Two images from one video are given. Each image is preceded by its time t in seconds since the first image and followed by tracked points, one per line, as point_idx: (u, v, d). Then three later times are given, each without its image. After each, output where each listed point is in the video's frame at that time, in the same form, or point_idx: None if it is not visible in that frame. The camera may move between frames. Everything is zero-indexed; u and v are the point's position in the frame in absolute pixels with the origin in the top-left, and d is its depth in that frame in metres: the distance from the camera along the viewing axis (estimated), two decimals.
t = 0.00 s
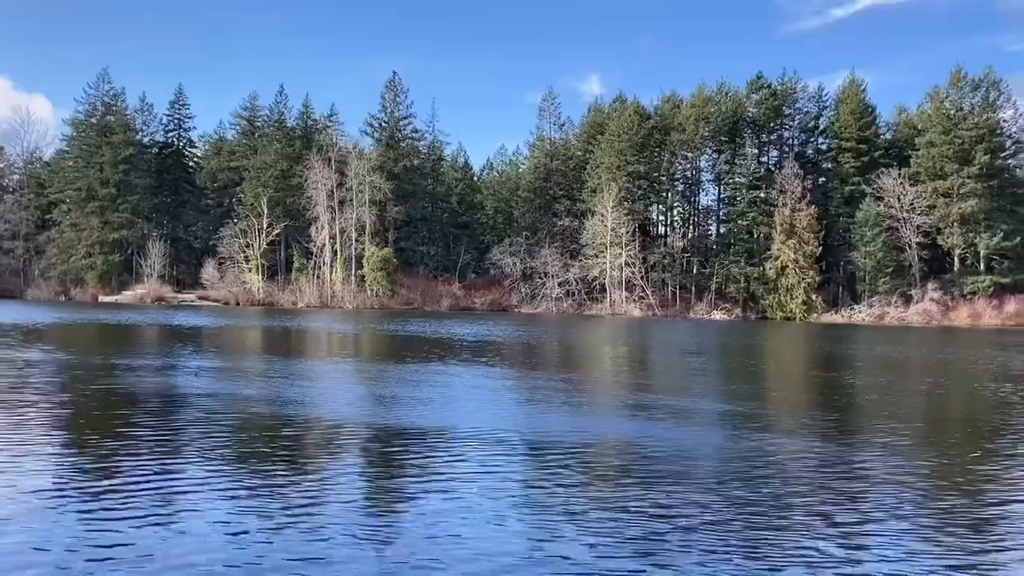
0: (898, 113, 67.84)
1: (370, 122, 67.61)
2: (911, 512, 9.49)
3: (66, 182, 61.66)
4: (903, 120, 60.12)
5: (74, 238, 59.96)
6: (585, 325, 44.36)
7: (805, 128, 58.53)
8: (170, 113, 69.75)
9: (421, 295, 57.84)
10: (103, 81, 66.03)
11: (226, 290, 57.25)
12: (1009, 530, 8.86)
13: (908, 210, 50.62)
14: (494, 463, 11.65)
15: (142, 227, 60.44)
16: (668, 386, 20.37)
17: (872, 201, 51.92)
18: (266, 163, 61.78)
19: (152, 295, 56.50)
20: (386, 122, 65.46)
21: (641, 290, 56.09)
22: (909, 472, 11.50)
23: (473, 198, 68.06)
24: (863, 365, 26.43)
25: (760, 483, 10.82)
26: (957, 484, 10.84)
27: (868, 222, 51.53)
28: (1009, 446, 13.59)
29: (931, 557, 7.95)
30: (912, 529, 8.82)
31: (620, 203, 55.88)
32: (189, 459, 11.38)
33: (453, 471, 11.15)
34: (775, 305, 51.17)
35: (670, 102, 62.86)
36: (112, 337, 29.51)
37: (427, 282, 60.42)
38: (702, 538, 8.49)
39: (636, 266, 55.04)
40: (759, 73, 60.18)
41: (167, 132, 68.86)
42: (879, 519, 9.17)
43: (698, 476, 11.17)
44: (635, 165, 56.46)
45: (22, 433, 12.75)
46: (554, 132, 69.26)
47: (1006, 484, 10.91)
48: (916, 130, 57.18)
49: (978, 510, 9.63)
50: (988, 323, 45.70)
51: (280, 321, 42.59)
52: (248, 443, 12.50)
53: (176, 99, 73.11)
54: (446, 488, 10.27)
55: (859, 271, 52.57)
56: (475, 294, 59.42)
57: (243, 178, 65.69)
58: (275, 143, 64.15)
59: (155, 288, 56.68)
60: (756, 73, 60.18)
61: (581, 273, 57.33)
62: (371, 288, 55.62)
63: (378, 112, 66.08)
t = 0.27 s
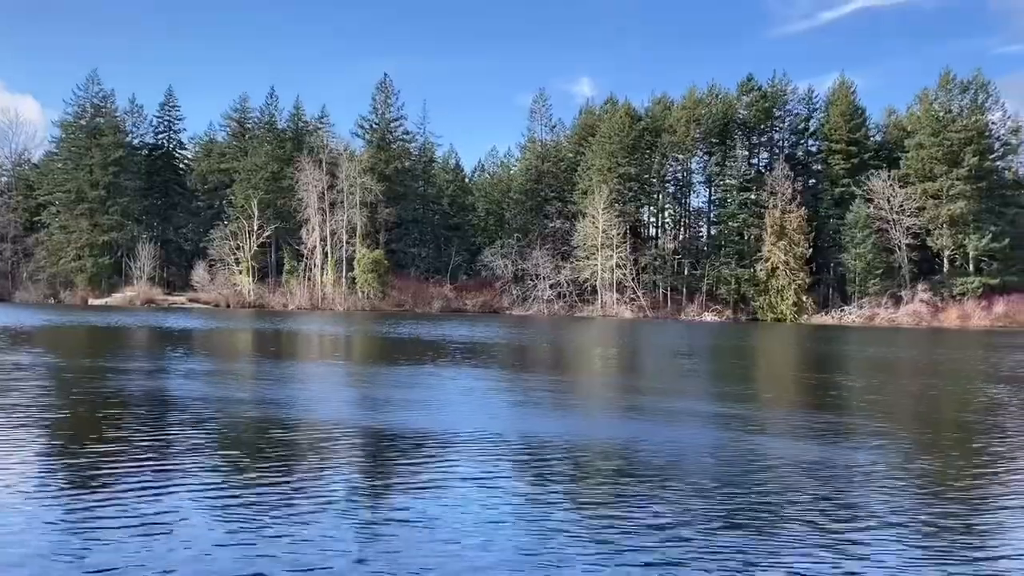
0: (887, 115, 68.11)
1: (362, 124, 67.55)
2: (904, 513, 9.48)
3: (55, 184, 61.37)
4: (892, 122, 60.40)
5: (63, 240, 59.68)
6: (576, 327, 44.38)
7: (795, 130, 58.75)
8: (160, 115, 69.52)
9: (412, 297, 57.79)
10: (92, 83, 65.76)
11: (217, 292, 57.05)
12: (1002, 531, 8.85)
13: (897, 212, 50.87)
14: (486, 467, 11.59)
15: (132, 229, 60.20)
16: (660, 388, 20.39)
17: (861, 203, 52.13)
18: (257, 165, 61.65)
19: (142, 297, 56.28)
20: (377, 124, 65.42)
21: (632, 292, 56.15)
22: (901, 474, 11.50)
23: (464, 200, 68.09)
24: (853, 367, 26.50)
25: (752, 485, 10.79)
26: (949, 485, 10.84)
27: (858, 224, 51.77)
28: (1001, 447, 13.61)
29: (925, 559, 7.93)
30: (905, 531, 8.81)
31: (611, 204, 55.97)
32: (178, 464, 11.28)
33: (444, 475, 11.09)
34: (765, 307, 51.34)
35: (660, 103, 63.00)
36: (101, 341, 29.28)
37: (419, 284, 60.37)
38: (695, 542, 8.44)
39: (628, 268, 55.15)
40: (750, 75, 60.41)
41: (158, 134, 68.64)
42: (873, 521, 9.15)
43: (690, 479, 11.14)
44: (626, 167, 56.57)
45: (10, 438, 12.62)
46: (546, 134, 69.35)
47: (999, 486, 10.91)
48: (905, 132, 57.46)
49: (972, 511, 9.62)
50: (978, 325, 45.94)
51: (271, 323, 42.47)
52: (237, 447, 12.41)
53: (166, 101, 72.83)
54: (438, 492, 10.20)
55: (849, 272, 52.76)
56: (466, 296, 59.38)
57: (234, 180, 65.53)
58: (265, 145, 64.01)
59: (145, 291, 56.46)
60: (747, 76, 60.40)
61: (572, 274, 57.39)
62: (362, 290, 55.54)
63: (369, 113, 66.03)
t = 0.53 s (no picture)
0: (876, 117, 68.42)
1: (353, 127, 67.49)
2: (892, 513, 9.59)
3: (44, 187, 61.10)
4: (882, 125, 60.68)
5: (52, 243, 59.42)
6: (567, 329, 44.40)
7: (785, 132, 58.96)
8: (151, 117, 69.31)
9: (404, 299, 57.71)
10: (81, 85, 65.49)
11: (207, 295, 56.86)
12: (987, 531, 8.97)
13: (887, 214, 51.09)
14: (478, 469, 11.64)
15: (122, 232, 59.97)
16: (652, 390, 20.44)
17: (851, 205, 52.31)
18: (248, 168, 61.51)
19: (132, 300, 56.05)
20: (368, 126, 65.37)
21: (624, 294, 56.16)
22: (889, 474, 11.61)
23: (456, 202, 68.10)
24: (842, 368, 26.63)
25: (742, 487, 10.88)
26: (937, 486, 10.95)
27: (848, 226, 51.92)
28: (988, 448, 13.74)
29: (912, 558, 8.03)
30: (893, 531, 8.92)
31: (602, 207, 56.05)
32: (170, 468, 11.29)
33: (436, 477, 11.14)
34: (756, 308, 51.47)
35: (651, 106, 63.13)
36: (91, 344, 29.15)
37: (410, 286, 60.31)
38: (685, 542, 8.52)
39: (619, 270, 55.22)
40: (740, 78, 60.62)
41: (148, 136, 68.42)
42: (861, 521, 9.26)
43: (681, 480, 11.23)
44: (617, 169, 56.67)
45: None
46: (537, 136, 69.45)
47: (986, 486, 11.03)
48: (895, 135, 57.77)
49: (958, 511, 9.74)
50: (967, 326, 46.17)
51: (262, 326, 42.35)
52: (229, 451, 12.43)
53: (156, 103, 72.57)
54: (429, 496, 10.21)
55: (839, 274, 52.97)
56: (458, 298, 59.32)
57: (225, 183, 65.38)
58: (256, 147, 63.89)
59: (135, 293, 56.24)
60: (737, 79, 60.61)
61: (563, 277, 57.44)
62: (353, 292, 55.43)
63: (361, 116, 65.97)
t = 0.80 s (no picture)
0: (866, 120, 68.71)
1: (344, 129, 67.39)
2: (886, 517, 9.55)
3: (33, 189, 60.77)
4: (871, 127, 60.94)
5: (41, 246, 59.11)
6: (559, 332, 44.37)
7: (776, 135, 59.13)
8: (140, 119, 69.03)
9: (395, 301, 57.61)
10: (70, 87, 65.18)
11: (197, 297, 56.59)
12: (982, 534, 8.93)
13: (877, 216, 51.29)
14: (470, 473, 11.57)
15: (111, 235, 59.68)
16: (644, 392, 20.46)
17: (842, 208, 52.44)
18: (238, 170, 61.33)
19: (122, 303, 55.76)
20: (359, 129, 65.29)
21: (615, 296, 56.16)
22: (882, 477, 11.58)
23: (447, 204, 68.07)
24: (833, 370, 26.69)
25: (735, 490, 10.83)
26: (930, 488, 10.93)
27: (838, 228, 51.93)
28: (977, 448, 13.84)
29: (907, 562, 7.99)
30: (887, 534, 8.88)
31: (594, 209, 56.09)
32: (159, 472, 11.18)
33: (427, 481, 11.06)
34: (747, 311, 51.61)
35: (642, 109, 63.23)
36: (80, 347, 28.96)
37: (402, 289, 60.17)
38: (679, 546, 8.46)
39: (610, 272, 55.27)
40: (731, 81, 60.80)
41: (138, 138, 68.13)
42: (855, 525, 9.22)
43: (673, 483, 11.18)
44: (608, 172, 56.73)
45: None
46: (529, 139, 69.51)
47: (979, 488, 11.01)
48: (884, 138, 58.04)
49: (951, 514, 9.72)
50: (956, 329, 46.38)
51: (252, 329, 42.16)
52: (218, 455, 12.31)
53: (146, 105, 72.26)
54: (421, 498, 10.20)
55: (829, 276, 53.09)
56: (449, 300, 59.23)
57: (215, 185, 65.19)
58: (247, 150, 63.71)
59: (125, 296, 55.96)
60: (728, 82, 60.78)
61: (555, 279, 57.44)
62: (344, 295, 55.29)
63: (352, 118, 65.88)
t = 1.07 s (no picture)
0: (856, 123, 69.04)
1: (335, 131, 67.30)
2: (874, 519, 9.59)
3: (21, 191, 60.46)
4: (861, 130, 61.21)
5: (29, 248, 58.81)
6: (549, 334, 44.36)
7: (765, 138, 59.35)
8: (130, 121, 68.79)
9: (386, 304, 57.53)
10: (59, 88, 64.89)
11: (187, 300, 56.37)
12: (969, 535, 8.99)
13: (867, 219, 51.52)
14: (459, 476, 11.56)
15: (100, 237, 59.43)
16: (635, 395, 20.50)
17: (831, 210, 52.55)
18: (228, 172, 61.16)
19: (111, 305, 55.48)
20: (350, 130, 65.21)
21: (606, 298, 56.23)
22: (872, 480, 11.61)
23: (438, 206, 67.99)
24: (823, 372, 26.79)
25: (724, 492, 10.87)
26: (917, 490, 10.98)
27: (827, 231, 52.01)
28: (965, 450, 13.91)
29: (894, 564, 8.03)
30: (874, 536, 8.92)
31: (585, 212, 56.13)
32: (148, 476, 11.15)
33: (417, 484, 11.06)
34: (737, 313, 51.79)
35: (633, 111, 63.35)
36: (69, 350, 28.82)
37: (392, 291, 60.04)
38: (667, 549, 8.49)
39: (601, 274, 55.35)
40: (721, 84, 61.02)
41: (127, 140, 67.87)
42: (842, 526, 9.27)
43: (662, 485, 11.20)
44: (599, 174, 56.81)
45: None
46: (520, 142, 69.58)
47: (966, 490, 11.07)
48: (874, 141, 58.35)
49: (939, 515, 9.77)
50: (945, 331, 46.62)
51: (242, 331, 42.00)
52: (207, 458, 12.28)
53: (136, 107, 71.97)
54: (411, 501, 10.18)
55: (819, 279, 53.18)
56: (440, 303, 59.17)
57: (205, 187, 65.05)
58: (237, 152, 63.55)
59: (113, 298, 55.70)
60: (718, 84, 61.01)
61: (546, 281, 57.49)
62: (335, 298, 55.16)
63: (342, 120, 65.79)
